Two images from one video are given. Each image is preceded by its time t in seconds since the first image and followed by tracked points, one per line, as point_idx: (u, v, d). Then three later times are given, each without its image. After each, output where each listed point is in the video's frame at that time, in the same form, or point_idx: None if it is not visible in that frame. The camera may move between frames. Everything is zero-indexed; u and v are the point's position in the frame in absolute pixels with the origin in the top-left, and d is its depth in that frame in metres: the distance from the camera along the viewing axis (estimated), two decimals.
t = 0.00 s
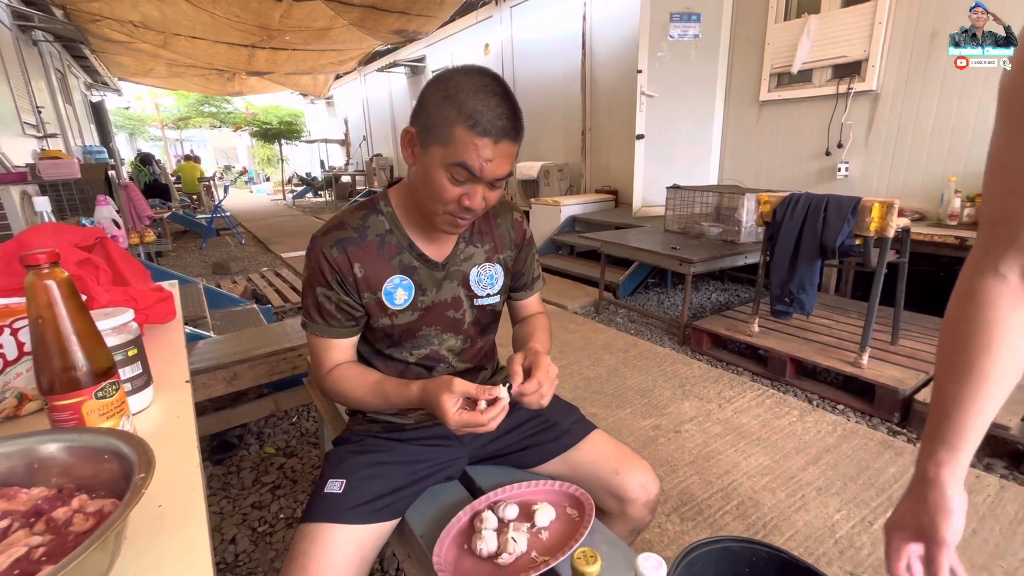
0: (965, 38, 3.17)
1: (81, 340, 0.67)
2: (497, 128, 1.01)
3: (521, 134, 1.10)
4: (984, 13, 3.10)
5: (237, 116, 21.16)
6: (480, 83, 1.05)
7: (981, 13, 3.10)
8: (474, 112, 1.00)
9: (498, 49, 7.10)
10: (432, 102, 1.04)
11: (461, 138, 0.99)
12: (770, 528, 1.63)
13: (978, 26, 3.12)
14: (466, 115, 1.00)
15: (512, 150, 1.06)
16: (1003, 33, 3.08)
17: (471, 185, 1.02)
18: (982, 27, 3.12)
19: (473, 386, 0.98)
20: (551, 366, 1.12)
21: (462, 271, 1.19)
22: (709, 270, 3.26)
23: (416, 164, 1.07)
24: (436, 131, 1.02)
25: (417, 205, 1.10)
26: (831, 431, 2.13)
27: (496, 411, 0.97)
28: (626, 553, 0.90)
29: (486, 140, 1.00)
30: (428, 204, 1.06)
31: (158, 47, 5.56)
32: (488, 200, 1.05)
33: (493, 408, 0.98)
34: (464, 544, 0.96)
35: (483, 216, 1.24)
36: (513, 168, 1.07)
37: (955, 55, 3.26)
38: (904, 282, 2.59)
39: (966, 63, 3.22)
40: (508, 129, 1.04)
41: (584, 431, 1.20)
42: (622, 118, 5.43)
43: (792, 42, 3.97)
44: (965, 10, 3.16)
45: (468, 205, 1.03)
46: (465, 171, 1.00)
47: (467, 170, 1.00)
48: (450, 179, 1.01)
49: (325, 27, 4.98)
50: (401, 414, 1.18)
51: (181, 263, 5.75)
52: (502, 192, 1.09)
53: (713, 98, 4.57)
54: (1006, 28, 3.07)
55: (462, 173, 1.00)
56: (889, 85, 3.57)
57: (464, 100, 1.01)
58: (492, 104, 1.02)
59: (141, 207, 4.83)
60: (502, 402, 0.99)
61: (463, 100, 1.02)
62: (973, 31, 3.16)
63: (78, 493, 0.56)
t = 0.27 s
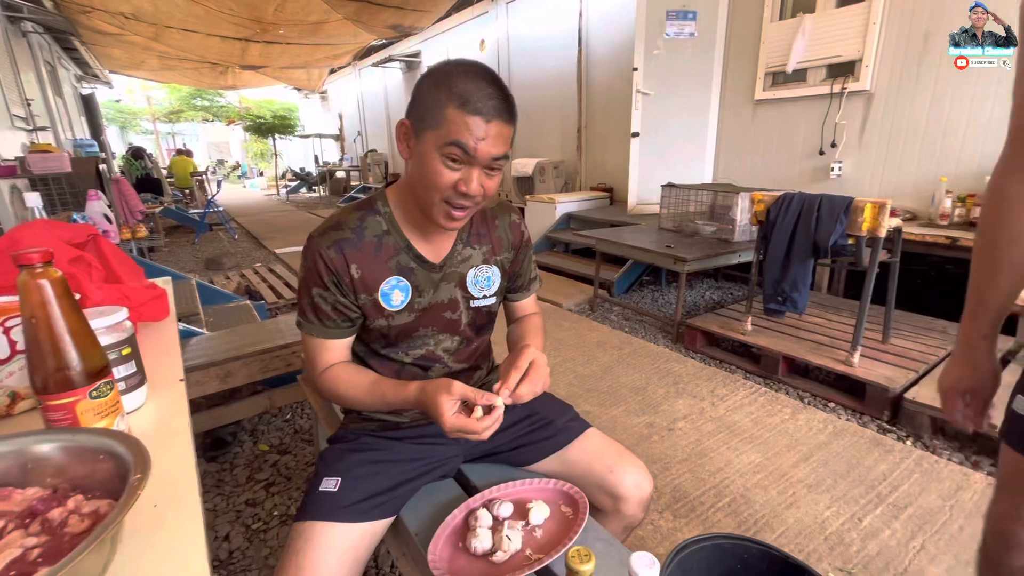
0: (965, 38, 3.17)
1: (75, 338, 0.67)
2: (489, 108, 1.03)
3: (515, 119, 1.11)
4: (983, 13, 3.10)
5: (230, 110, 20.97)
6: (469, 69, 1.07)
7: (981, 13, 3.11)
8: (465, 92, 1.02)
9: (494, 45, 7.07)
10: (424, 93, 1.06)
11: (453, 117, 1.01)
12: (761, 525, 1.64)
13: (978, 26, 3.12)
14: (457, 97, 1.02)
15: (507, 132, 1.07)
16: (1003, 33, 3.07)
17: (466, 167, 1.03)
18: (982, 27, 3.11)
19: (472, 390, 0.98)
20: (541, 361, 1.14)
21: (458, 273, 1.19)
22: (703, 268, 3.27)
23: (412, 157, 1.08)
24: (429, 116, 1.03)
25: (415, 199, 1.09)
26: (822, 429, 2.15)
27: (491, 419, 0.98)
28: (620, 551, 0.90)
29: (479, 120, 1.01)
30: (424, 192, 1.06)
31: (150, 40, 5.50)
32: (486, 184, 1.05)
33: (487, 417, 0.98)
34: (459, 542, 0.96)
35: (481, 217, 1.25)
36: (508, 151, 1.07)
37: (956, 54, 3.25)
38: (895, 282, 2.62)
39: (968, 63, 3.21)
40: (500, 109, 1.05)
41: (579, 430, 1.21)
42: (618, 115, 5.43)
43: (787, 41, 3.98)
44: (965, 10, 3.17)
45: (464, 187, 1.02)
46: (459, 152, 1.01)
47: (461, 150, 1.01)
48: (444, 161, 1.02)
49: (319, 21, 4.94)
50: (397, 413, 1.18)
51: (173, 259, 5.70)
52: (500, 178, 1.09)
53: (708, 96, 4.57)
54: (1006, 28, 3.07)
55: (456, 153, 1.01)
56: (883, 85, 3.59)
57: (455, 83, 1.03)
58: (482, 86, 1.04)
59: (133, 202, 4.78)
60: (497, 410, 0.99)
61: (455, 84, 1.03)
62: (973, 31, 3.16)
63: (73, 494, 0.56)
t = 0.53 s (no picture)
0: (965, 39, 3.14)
1: (64, 332, 0.64)
2: (491, 93, 1.00)
3: (518, 108, 1.08)
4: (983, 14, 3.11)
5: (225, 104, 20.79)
6: (471, 56, 1.05)
7: (981, 13, 3.11)
8: (465, 78, 1.00)
9: (492, 39, 7.02)
10: (425, 80, 1.04)
11: (452, 102, 0.98)
12: (762, 524, 1.63)
13: (978, 26, 3.12)
14: (457, 82, 1.00)
15: (509, 120, 1.04)
16: (1003, 34, 3.05)
17: (466, 154, 1.00)
18: (982, 27, 3.11)
19: (476, 388, 0.96)
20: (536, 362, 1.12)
21: (461, 269, 1.16)
22: (702, 265, 3.26)
23: (413, 146, 1.06)
24: (428, 103, 1.01)
25: (416, 190, 1.07)
26: (822, 427, 2.14)
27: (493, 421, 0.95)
28: (626, 552, 0.88)
29: (479, 105, 0.99)
30: (423, 181, 1.03)
31: (143, 31, 5.42)
32: (486, 172, 1.01)
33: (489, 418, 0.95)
34: (461, 542, 0.94)
35: (484, 212, 1.22)
36: (511, 139, 1.04)
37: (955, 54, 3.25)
38: (895, 280, 2.61)
39: (966, 64, 3.21)
40: (502, 96, 1.02)
41: (583, 428, 1.18)
42: (616, 111, 5.41)
43: (787, 38, 3.96)
44: (965, 10, 3.17)
45: (464, 175, 0.99)
46: (458, 139, 0.98)
47: (460, 135, 0.98)
48: (444, 148, 0.99)
49: (316, 14, 4.88)
50: (397, 410, 1.16)
51: (167, 253, 5.64)
52: (502, 168, 1.06)
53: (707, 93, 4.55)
54: (1006, 28, 3.04)
55: (456, 139, 0.98)
56: (883, 83, 3.58)
57: (455, 69, 1.01)
58: (483, 72, 1.02)
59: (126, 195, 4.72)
60: (500, 410, 0.95)
61: (455, 69, 1.01)
62: (973, 31, 3.15)
63: (61, 495, 0.53)
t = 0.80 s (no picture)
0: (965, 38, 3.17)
1: (63, 336, 0.63)
2: (490, 87, 1.01)
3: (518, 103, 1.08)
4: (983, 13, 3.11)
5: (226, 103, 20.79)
6: (469, 52, 1.05)
7: (981, 13, 3.12)
8: (464, 72, 1.01)
9: (493, 41, 7.02)
10: (425, 78, 1.04)
11: (451, 95, 0.99)
12: (763, 530, 1.62)
13: (978, 26, 3.12)
14: (457, 76, 1.00)
15: (509, 115, 1.04)
16: (1003, 33, 3.06)
17: (466, 149, 1.00)
18: (982, 27, 3.11)
19: (478, 397, 0.96)
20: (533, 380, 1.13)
21: (463, 272, 1.15)
22: (703, 268, 3.25)
23: (414, 146, 1.06)
24: (428, 100, 1.01)
25: (417, 190, 1.06)
26: (823, 431, 2.14)
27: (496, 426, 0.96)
28: (629, 561, 0.88)
29: (477, 98, 0.99)
30: (424, 179, 1.03)
31: (144, 30, 5.41)
32: (487, 165, 1.01)
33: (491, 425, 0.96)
34: (462, 549, 0.93)
35: (487, 214, 1.22)
36: (511, 132, 1.05)
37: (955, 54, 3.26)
38: (897, 284, 2.60)
39: (966, 64, 3.21)
40: (501, 90, 1.02)
41: (585, 433, 1.18)
42: (617, 113, 5.41)
43: (789, 41, 3.97)
44: (965, 10, 3.17)
45: (465, 169, 0.99)
46: (458, 131, 0.98)
47: (460, 128, 0.98)
48: (444, 142, 0.99)
49: (317, 14, 4.88)
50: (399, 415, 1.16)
51: (167, 252, 5.63)
52: (503, 164, 1.06)
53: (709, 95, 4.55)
54: (1006, 28, 3.05)
55: (455, 133, 0.98)
56: (884, 86, 3.58)
57: (454, 63, 1.02)
58: (481, 67, 1.02)
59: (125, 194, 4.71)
60: (502, 415, 0.97)
61: (454, 64, 1.02)
62: (973, 31, 3.16)
63: (59, 504, 0.53)
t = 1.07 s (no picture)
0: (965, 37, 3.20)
1: (81, 342, 0.65)
2: (509, 143, 0.99)
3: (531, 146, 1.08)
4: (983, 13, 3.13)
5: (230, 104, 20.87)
6: (492, 95, 1.01)
7: (981, 13, 3.13)
8: (484, 126, 0.98)
9: (497, 44, 7.05)
10: (442, 113, 1.01)
11: (470, 153, 0.98)
12: (764, 535, 1.63)
13: (978, 26, 3.14)
14: (477, 132, 0.98)
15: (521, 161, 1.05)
16: (1003, 33, 3.08)
17: (479, 201, 1.01)
18: (982, 27, 3.13)
19: (478, 406, 0.98)
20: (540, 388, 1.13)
21: (466, 276, 1.17)
22: (705, 273, 3.27)
23: (424, 173, 1.05)
24: (444, 144, 1.00)
25: (423, 210, 1.08)
26: (824, 437, 2.14)
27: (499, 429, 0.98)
28: (631, 564, 0.89)
29: (496, 158, 0.98)
30: (433, 211, 1.05)
31: (150, 31, 5.46)
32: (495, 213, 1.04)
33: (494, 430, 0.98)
34: (466, 551, 0.95)
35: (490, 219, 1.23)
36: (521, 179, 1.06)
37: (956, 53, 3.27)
38: (898, 290, 2.61)
39: (966, 62, 3.23)
40: (519, 144, 1.01)
41: (588, 437, 1.19)
42: (620, 117, 5.43)
43: (791, 46, 3.98)
44: (965, 10, 3.19)
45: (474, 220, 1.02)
46: (472, 188, 0.99)
47: (475, 185, 0.99)
48: (457, 192, 1.00)
49: (322, 17, 4.91)
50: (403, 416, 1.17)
51: (170, 253, 5.66)
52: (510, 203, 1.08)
53: (711, 100, 4.56)
54: (1006, 28, 3.07)
55: (469, 187, 0.99)
56: (887, 93, 3.59)
57: (474, 115, 0.98)
58: (502, 117, 0.99)
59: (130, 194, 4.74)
60: (505, 422, 0.98)
61: (476, 115, 0.98)
62: (973, 31, 3.18)
63: (77, 503, 0.54)
